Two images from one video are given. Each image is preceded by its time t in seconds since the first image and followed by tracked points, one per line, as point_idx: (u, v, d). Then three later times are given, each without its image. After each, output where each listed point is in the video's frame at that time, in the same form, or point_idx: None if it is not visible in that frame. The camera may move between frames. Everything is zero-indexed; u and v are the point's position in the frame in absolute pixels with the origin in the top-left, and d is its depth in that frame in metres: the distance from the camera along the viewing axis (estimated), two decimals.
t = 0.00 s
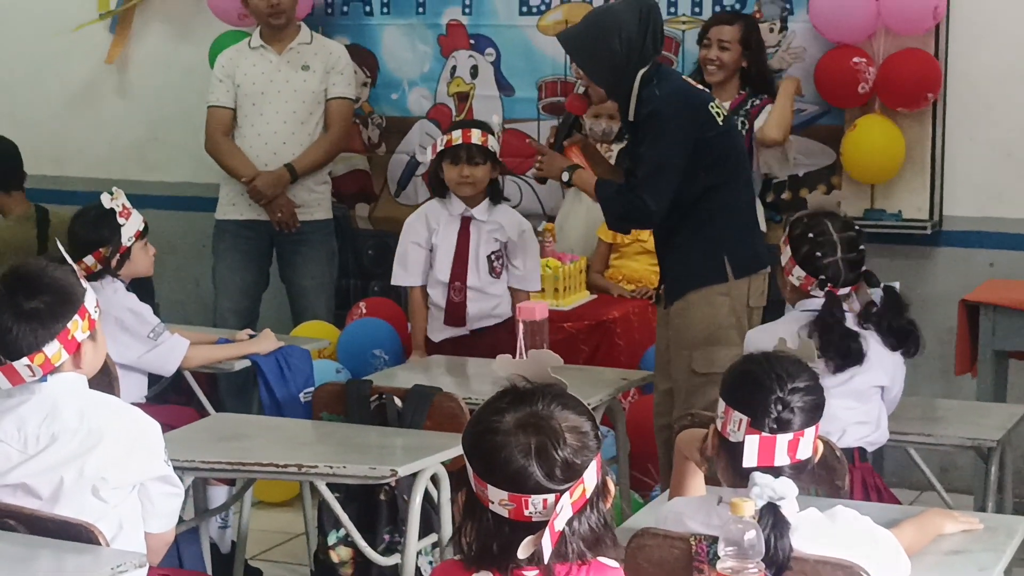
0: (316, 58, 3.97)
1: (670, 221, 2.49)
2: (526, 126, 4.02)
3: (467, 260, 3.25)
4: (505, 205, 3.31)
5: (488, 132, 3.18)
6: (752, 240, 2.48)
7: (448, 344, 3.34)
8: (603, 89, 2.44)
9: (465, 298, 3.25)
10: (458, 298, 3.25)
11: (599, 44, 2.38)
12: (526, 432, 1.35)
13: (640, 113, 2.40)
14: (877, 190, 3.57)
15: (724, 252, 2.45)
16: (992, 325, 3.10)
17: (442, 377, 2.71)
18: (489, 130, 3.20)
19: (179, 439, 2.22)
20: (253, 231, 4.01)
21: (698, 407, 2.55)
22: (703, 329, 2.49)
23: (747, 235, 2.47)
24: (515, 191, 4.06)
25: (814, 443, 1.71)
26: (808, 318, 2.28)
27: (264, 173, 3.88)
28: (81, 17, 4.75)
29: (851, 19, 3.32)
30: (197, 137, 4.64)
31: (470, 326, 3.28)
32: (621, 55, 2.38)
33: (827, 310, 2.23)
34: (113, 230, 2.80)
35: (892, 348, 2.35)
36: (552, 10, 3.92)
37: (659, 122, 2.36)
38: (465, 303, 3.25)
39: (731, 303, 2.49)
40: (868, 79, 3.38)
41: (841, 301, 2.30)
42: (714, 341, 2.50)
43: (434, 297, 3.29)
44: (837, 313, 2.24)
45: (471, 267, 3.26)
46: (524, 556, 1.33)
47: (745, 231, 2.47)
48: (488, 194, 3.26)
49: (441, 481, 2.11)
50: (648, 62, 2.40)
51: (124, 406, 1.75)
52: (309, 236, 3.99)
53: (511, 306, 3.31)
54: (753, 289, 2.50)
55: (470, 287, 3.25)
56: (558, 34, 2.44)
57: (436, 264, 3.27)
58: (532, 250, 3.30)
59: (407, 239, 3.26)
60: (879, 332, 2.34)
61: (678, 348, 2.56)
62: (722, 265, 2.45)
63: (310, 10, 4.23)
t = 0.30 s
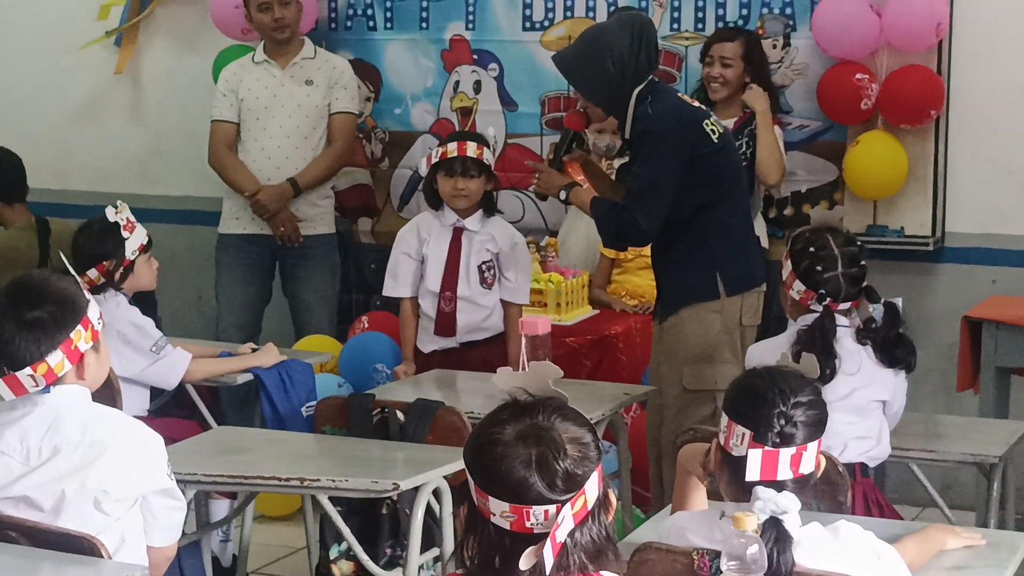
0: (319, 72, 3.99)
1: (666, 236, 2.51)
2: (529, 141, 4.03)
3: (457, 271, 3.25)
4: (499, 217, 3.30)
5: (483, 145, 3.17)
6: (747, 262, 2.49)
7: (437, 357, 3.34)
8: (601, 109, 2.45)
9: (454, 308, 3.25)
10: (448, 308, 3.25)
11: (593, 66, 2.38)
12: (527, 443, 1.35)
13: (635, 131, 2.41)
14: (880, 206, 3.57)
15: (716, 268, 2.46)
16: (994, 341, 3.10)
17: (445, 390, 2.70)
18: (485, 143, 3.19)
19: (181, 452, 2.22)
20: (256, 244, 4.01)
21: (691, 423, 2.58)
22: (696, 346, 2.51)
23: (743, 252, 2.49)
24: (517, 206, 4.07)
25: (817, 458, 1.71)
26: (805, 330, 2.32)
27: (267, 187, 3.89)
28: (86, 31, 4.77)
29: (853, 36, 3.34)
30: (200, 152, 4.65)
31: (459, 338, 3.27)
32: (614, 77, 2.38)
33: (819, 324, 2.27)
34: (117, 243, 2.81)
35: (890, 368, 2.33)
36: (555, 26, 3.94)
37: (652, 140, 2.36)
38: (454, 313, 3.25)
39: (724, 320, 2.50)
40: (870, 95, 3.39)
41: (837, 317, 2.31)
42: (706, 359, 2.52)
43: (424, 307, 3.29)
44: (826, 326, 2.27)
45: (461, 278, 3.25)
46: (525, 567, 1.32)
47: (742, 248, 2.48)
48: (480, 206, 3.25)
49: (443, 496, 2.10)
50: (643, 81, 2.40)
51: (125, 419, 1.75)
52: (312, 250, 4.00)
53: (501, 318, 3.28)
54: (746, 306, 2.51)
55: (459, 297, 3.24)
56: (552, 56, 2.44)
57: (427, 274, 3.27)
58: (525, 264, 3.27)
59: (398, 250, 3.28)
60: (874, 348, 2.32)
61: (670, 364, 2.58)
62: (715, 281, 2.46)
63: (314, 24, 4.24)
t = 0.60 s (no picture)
0: (323, 89, 4.00)
1: (655, 253, 2.55)
2: (532, 158, 4.04)
3: (454, 285, 3.25)
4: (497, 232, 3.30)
5: (481, 160, 3.19)
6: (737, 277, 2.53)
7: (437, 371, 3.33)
8: (584, 136, 2.49)
9: (452, 321, 3.25)
10: (446, 322, 3.25)
11: (573, 91, 2.43)
12: (527, 457, 1.35)
13: (617, 152, 2.45)
14: (882, 224, 3.58)
15: (705, 282, 2.50)
16: (995, 360, 3.10)
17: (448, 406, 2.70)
18: (483, 158, 3.21)
19: (183, 467, 2.22)
20: (259, 260, 4.02)
21: (684, 438, 2.65)
22: (689, 363, 2.56)
23: (735, 269, 2.52)
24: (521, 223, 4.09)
25: (818, 474, 1.71)
26: (805, 352, 2.33)
27: (271, 203, 3.90)
28: (92, 46, 4.79)
29: (856, 54, 3.35)
30: (203, 167, 4.67)
31: (459, 351, 3.27)
32: (593, 104, 2.43)
33: (819, 346, 2.27)
34: (120, 258, 2.82)
35: (891, 388, 2.33)
36: (559, 43, 3.96)
37: (634, 162, 2.40)
38: (453, 326, 3.25)
39: (715, 335, 2.54)
40: (872, 114, 3.40)
41: (836, 339, 2.33)
42: (700, 375, 2.58)
43: (423, 322, 3.29)
44: (828, 347, 2.28)
45: (459, 291, 3.25)
46: None
47: (732, 265, 2.52)
48: (477, 221, 3.25)
49: (445, 512, 2.10)
50: (621, 104, 2.45)
51: (128, 433, 1.76)
52: (315, 266, 4.01)
53: (501, 331, 3.27)
54: (736, 321, 2.55)
55: (457, 310, 3.24)
56: (533, 85, 2.50)
57: (424, 289, 3.28)
58: (523, 277, 3.26)
59: (396, 266, 3.29)
60: (874, 370, 2.33)
61: (663, 380, 2.64)
62: (704, 296, 2.51)
63: (318, 40, 4.26)
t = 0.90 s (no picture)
0: (325, 106, 4.02)
1: (640, 269, 2.63)
2: (534, 176, 4.05)
3: (453, 303, 3.25)
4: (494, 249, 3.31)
5: (477, 178, 3.19)
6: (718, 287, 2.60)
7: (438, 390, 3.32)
8: (551, 166, 2.62)
9: (452, 339, 3.25)
10: (446, 340, 3.25)
11: (536, 126, 2.56)
12: (525, 475, 1.35)
13: (586, 181, 2.55)
14: (883, 243, 3.58)
15: (690, 297, 2.58)
16: (996, 379, 3.10)
17: (446, 424, 2.69)
18: (480, 176, 3.21)
19: (183, 484, 2.22)
20: (260, 277, 4.02)
21: (676, 453, 2.72)
22: (681, 377, 2.63)
23: (716, 283, 2.61)
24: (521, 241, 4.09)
25: (819, 490, 1.71)
26: (804, 370, 2.36)
27: (272, 221, 3.91)
28: (95, 64, 4.81)
29: (857, 73, 3.37)
30: (205, 184, 4.68)
31: (459, 370, 3.27)
32: (557, 136, 2.56)
33: (820, 365, 2.27)
34: (122, 275, 2.82)
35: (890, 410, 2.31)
36: (560, 61, 3.98)
37: (600, 190, 2.51)
38: (453, 345, 3.25)
39: (702, 347, 2.61)
40: (874, 132, 3.41)
41: (837, 360, 2.31)
42: (691, 389, 2.64)
43: (423, 341, 3.29)
44: (829, 367, 2.28)
45: (458, 309, 3.25)
46: None
47: (713, 280, 2.61)
48: (474, 239, 3.26)
49: (445, 529, 2.08)
50: (584, 135, 2.57)
51: (128, 449, 1.75)
52: (316, 283, 4.01)
53: (501, 349, 3.28)
54: (721, 333, 2.63)
55: (457, 328, 3.25)
56: (499, 119, 2.64)
57: (423, 309, 3.28)
58: (522, 295, 3.27)
59: (395, 287, 3.29)
60: (873, 390, 2.31)
61: (654, 398, 2.71)
62: (691, 313, 2.58)
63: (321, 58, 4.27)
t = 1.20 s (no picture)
0: (327, 120, 4.03)
1: (629, 281, 2.65)
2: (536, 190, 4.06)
3: (453, 316, 3.26)
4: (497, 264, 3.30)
5: (479, 194, 3.18)
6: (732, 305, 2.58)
7: (436, 403, 3.32)
8: (530, 192, 2.63)
9: (452, 352, 3.24)
10: (446, 353, 3.24)
11: (514, 154, 2.58)
12: (527, 484, 1.35)
13: (564, 200, 2.58)
14: (884, 257, 3.59)
15: (679, 307, 2.61)
16: (997, 392, 3.09)
17: (451, 437, 2.69)
18: (482, 193, 3.20)
19: (186, 495, 2.22)
20: (263, 290, 4.03)
21: (672, 464, 2.73)
22: (673, 389, 2.65)
23: (703, 291, 2.64)
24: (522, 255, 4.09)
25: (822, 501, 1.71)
26: (805, 383, 2.35)
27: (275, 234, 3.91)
28: (99, 78, 4.82)
29: (859, 88, 3.38)
30: (208, 198, 4.69)
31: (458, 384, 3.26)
32: (533, 160, 2.58)
33: (820, 379, 2.27)
34: (124, 287, 2.83)
35: (887, 419, 2.32)
36: (562, 76, 3.99)
37: (581, 212, 2.53)
38: (453, 358, 3.24)
39: (694, 357, 2.64)
40: (875, 147, 3.42)
41: (836, 372, 2.33)
42: (684, 400, 2.66)
43: (424, 354, 3.30)
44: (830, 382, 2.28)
45: (458, 322, 3.25)
46: None
47: (699, 286, 2.64)
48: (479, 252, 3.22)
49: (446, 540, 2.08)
50: (560, 157, 2.60)
51: (131, 460, 1.75)
52: (318, 296, 4.01)
53: (501, 364, 3.27)
54: (712, 342, 2.66)
55: (457, 341, 3.24)
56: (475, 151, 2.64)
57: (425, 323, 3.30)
58: (524, 310, 3.23)
59: (397, 303, 3.33)
60: (871, 400, 2.33)
61: (648, 409, 2.73)
62: (680, 321, 2.61)
63: (323, 72, 4.28)
